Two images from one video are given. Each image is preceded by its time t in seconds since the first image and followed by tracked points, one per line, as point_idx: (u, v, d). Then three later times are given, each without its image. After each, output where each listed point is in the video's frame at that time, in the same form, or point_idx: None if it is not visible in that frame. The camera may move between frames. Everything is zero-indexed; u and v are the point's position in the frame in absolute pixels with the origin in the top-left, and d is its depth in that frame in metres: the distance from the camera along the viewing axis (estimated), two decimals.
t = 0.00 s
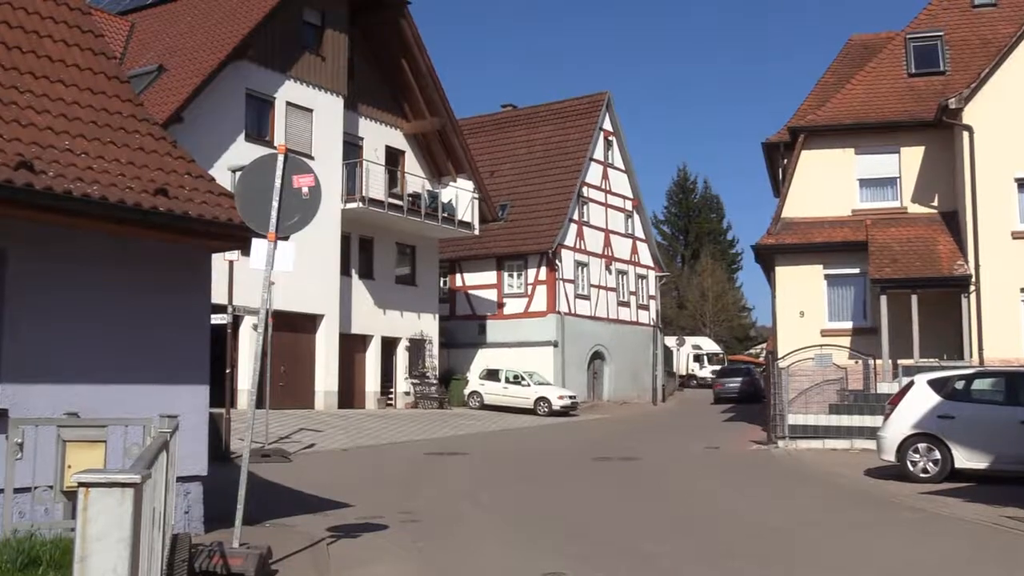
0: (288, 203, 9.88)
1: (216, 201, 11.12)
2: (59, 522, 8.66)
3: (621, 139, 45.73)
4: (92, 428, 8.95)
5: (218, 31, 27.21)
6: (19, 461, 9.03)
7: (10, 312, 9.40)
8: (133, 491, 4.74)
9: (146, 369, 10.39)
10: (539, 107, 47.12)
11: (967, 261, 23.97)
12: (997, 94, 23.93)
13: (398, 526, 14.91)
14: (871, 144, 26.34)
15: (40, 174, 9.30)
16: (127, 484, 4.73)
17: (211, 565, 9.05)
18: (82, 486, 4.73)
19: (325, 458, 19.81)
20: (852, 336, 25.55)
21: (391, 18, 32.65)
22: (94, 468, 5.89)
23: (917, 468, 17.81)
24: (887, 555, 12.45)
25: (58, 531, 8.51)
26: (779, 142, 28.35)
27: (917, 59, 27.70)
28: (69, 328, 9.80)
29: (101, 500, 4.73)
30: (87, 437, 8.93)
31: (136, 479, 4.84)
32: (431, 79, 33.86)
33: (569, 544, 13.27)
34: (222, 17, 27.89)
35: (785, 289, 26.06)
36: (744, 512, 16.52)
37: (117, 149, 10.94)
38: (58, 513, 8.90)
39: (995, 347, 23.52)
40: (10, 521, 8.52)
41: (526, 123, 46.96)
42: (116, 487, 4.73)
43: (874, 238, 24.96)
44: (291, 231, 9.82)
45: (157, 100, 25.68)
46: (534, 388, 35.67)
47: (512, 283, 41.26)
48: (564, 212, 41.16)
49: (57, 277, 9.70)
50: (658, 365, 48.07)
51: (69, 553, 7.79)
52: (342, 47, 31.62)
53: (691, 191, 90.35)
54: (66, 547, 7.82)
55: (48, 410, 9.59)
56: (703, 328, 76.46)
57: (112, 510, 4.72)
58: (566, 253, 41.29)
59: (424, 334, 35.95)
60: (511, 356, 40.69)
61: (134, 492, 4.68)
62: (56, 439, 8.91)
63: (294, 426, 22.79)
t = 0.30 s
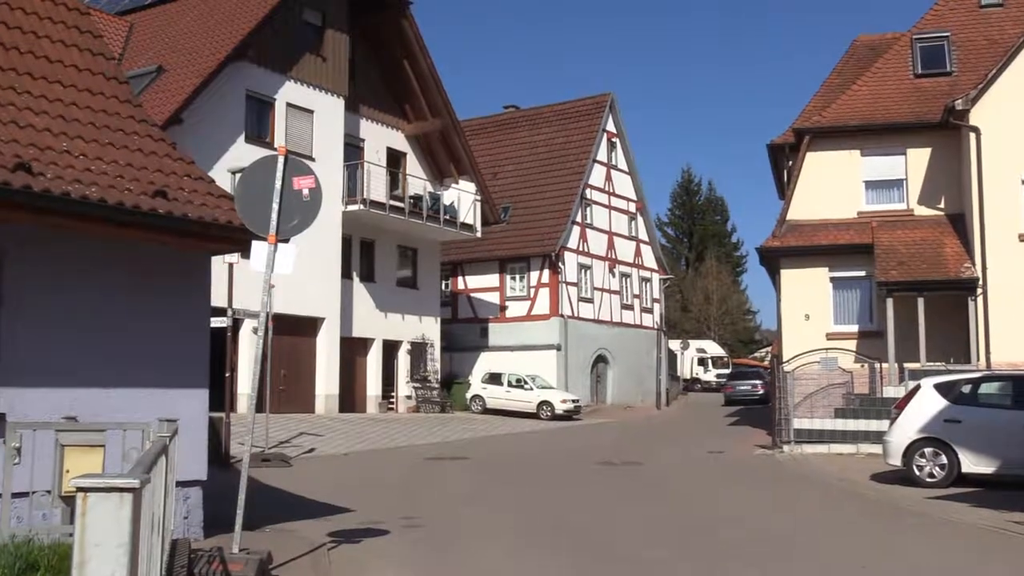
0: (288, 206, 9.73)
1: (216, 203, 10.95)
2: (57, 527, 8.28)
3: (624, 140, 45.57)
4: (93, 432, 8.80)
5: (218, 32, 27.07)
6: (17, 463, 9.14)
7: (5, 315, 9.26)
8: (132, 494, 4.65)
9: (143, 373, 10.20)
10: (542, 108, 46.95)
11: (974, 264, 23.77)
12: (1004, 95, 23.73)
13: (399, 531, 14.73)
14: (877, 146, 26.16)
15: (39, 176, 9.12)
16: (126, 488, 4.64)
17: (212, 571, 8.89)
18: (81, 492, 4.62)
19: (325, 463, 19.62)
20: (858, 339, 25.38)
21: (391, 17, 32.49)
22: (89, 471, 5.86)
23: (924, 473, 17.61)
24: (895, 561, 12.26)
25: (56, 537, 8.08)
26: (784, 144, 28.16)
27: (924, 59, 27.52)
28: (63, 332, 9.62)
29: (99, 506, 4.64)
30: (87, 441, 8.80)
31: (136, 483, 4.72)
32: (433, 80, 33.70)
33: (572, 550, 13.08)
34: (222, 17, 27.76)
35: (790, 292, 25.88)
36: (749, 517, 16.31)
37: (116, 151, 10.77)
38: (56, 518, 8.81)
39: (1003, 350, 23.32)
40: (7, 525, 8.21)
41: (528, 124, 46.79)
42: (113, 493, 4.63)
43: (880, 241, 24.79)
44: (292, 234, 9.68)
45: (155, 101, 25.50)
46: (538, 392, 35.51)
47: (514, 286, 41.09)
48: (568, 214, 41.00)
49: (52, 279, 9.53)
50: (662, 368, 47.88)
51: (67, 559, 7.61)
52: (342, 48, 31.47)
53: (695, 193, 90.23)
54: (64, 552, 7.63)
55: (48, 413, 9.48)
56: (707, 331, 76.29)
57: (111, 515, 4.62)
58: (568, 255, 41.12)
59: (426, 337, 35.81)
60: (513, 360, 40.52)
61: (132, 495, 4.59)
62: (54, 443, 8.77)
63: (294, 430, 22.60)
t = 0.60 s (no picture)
0: (288, 209, 9.75)
1: (215, 206, 10.73)
2: (53, 533, 8.31)
3: (629, 142, 45.30)
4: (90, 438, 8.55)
5: (218, 32, 26.86)
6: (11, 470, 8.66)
7: None
8: (130, 500, 4.72)
9: (137, 379, 9.92)
10: (545, 110, 46.68)
11: (983, 268, 23.49)
12: (1013, 96, 23.46)
13: (400, 539, 14.45)
14: (885, 148, 25.87)
15: (36, 178, 8.89)
16: (125, 493, 4.70)
17: None
18: (78, 499, 4.66)
19: (326, 470, 19.35)
20: (866, 344, 25.14)
21: (392, 16, 32.24)
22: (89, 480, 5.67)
23: (932, 479, 17.35)
24: (906, 569, 11.97)
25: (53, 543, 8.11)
26: (791, 146, 27.88)
27: (932, 60, 27.27)
28: (57, 336, 9.35)
29: (96, 510, 4.69)
30: (83, 447, 8.50)
31: (134, 490, 4.78)
32: (436, 82, 33.46)
33: (575, 557, 12.80)
34: (221, 18, 27.56)
35: (796, 296, 25.61)
36: (757, 524, 16.03)
37: (113, 153, 10.54)
38: (53, 525, 8.57)
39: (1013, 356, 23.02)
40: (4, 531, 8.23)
41: (532, 126, 46.52)
42: (111, 499, 4.69)
43: (888, 244, 24.52)
44: (292, 237, 9.71)
45: (154, 102, 25.29)
46: (541, 397, 35.25)
47: (517, 290, 40.79)
48: (571, 217, 40.73)
49: (46, 282, 9.27)
50: (667, 374, 47.59)
51: (64, 567, 7.30)
52: (343, 49, 31.22)
53: (701, 196, 89.91)
54: (62, 559, 7.33)
55: (44, 420, 9.21)
56: (713, 335, 75.94)
57: (110, 519, 4.69)
58: (572, 259, 40.86)
59: (428, 342, 35.58)
60: (516, 364, 40.26)
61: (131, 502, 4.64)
62: (51, 448, 8.53)
63: (294, 436, 22.33)
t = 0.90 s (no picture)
0: (288, 213, 9.70)
1: (214, 211, 10.46)
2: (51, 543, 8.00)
3: (635, 145, 44.97)
4: (86, 446, 8.41)
5: (217, 33, 26.61)
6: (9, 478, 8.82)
7: None
8: (130, 510, 4.59)
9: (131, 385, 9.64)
10: (550, 112, 46.34)
11: (995, 272, 23.16)
12: None
13: (403, 548, 14.15)
14: (895, 151, 25.54)
15: (30, 182, 8.72)
16: (124, 503, 4.57)
17: None
18: (75, 507, 4.52)
19: (327, 478, 19.03)
20: (876, 350, 24.80)
21: (393, 16, 31.95)
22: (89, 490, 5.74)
23: (944, 488, 16.95)
24: None
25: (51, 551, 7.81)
26: (800, 148, 27.56)
27: (944, 61, 26.95)
28: (54, 342, 9.24)
29: (95, 520, 4.55)
30: (82, 455, 8.39)
31: (133, 497, 4.63)
32: (439, 84, 33.15)
33: (581, 567, 12.50)
34: (220, 18, 27.28)
35: (805, 301, 25.28)
36: (767, 533, 15.71)
37: (110, 156, 10.26)
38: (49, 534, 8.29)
39: None
40: None
41: (536, 129, 46.19)
42: (108, 508, 4.54)
43: (899, 249, 24.17)
44: (292, 241, 9.65)
45: (151, 104, 25.05)
46: (546, 404, 34.94)
47: (522, 295, 40.52)
48: (577, 221, 40.40)
49: (42, 286, 9.16)
50: (674, 380, 47.19)
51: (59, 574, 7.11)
52: (345, 51, 30.87)
53: (708, 200, 89.48)
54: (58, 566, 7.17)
55: (41, 428, 9.09)
56: (721, 341, 75.50)
57: (107, 533, 4.53)
58: (578, 264, 40.54)
59: (431, 348, 35.25)
60: (521, 371, 39.93)
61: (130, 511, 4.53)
62: (46, 458, 8.38)
63: (294, 444, 22.01)
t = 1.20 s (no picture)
0: (288, 217, 9.31)
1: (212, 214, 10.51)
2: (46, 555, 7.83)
3: (642, 148, 44.60)
4: (83, 455, 8.51)
5: (216, 33, 26.31)
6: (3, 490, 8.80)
7: None
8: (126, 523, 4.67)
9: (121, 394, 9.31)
10: (556, 115, 46.03)
11: (1011, 278, 22.74)
12: None
13: (405, 560, 13.77)
14: (908, 154, 25.15)
15: (24, 185, 8.83)
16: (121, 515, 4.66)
17: None
18: (72, 517, 4.63)
19: (329, 488, 18.67)
20: (888, 357, 24.45)
21: (397, 17, 31.71)
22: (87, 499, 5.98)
23: (958, 498, 16.56)
24: None
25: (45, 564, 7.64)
26: (811, 151, 27.18)
27: (958, 63, 26.56)
28: (46, 352, 9.35)
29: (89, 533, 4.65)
30: (76, 464, 8.48)
31: (129, 508, 4.74)
32: (443, 86, 32.81)
33: None
34: (218, 18, 26.99)
35: (816, 308, 24.90)
36: (778, 543, 15.35)
37: (107, 158, 10.31)
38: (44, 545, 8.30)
39: None
40: None
41: (541, 132, 45.87)
42: (106, 519, 4.64)
43: (912, 253, 23.75)
44: (292, 247, 9.28)
45: (149, 106, 24.73)
46: (551, 413, 34.58)
47: (527, 301, 40.19)
48: (582, 226, 40.04)
49: (39, 293, 9.31)
50: (683, 389, 46.72)
51: None
52: (347, 53, 30.53)
53: (717, 204, 89.00)
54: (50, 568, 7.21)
55: (34, 436, 9.22)
56: (730, 348, 75.02)
57: (102, 541, 4.64)
58: (584, 269, 40.18)
59: (434, 355, 34.86)
60: (526, 379, 39.56)
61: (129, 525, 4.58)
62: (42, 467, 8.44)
63: (295, 453, 21.65)
